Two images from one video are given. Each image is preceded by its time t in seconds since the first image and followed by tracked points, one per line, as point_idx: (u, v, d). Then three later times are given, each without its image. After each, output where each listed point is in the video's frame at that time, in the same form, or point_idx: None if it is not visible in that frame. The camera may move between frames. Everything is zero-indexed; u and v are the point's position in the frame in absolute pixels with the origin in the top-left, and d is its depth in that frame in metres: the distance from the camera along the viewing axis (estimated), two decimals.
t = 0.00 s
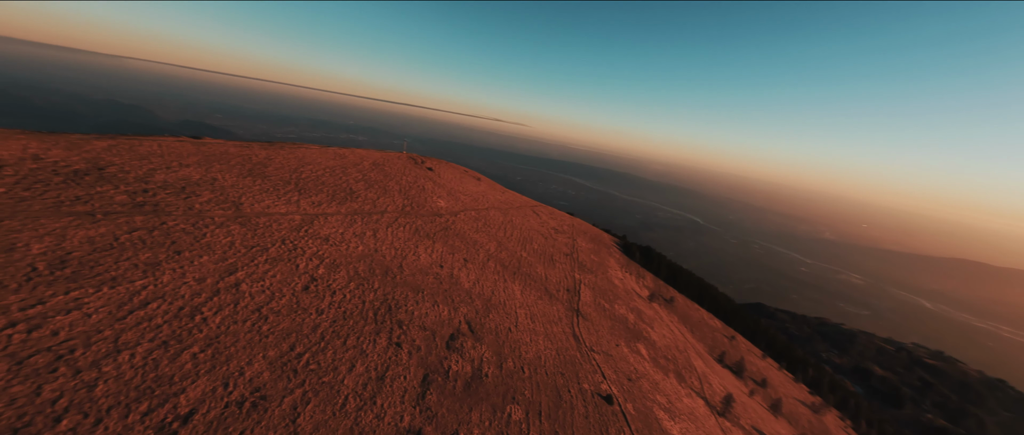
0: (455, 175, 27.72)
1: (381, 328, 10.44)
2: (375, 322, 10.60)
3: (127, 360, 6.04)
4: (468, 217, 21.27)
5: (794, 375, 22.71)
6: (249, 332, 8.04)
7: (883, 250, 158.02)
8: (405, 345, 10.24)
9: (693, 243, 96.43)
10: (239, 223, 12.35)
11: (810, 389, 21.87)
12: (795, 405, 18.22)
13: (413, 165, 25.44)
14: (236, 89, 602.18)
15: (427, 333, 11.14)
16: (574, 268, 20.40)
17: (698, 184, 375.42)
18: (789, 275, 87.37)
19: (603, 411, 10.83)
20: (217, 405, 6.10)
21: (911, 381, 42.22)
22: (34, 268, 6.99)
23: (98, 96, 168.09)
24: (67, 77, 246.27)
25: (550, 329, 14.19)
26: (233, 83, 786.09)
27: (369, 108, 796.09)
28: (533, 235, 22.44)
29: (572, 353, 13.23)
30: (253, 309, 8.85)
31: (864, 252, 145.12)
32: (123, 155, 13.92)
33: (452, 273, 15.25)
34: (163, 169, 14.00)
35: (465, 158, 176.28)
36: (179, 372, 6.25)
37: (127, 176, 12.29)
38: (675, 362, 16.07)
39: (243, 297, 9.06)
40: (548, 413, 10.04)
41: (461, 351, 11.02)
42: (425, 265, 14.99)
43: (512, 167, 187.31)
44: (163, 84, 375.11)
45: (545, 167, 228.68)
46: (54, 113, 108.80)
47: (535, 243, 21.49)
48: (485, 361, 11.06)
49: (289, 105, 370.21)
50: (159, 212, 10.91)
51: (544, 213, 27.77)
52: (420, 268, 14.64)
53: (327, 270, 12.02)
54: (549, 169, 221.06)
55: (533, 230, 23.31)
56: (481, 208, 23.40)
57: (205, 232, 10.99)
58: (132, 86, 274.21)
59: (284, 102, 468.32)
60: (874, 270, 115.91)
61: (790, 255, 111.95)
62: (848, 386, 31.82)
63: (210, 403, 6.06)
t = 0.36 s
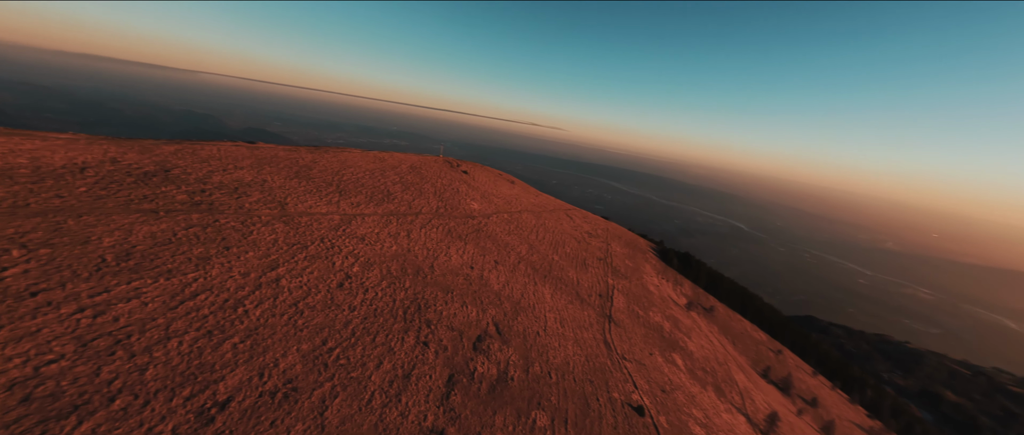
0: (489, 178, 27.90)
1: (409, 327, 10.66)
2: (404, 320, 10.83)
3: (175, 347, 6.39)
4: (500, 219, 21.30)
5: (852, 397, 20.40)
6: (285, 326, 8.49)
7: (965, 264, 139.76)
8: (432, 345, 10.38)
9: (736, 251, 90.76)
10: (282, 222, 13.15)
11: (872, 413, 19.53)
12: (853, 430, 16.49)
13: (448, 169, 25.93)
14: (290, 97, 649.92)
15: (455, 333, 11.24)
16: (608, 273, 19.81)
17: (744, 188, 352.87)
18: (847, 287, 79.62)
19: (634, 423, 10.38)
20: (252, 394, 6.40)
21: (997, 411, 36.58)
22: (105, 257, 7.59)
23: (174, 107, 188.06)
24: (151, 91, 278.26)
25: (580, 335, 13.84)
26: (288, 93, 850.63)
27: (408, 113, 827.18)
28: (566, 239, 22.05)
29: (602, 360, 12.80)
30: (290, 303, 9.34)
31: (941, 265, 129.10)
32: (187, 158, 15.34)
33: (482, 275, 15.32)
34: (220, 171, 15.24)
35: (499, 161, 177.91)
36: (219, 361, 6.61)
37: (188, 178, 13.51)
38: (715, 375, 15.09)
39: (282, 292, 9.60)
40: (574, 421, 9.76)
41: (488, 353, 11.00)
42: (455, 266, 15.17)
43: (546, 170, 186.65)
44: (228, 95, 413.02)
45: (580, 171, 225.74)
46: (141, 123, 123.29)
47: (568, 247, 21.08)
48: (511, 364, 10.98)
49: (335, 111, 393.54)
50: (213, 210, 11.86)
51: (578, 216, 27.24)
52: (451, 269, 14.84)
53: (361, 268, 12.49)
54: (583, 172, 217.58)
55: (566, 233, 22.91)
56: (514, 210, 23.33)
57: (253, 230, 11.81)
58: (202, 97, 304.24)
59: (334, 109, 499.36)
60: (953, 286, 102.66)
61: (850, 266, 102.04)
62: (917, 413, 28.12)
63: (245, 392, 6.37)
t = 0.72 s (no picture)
0: (522, 181, 27.76)
1: (436, 327, 10.80)
2: (431, 321, 10.98)
3: (214, 339, 6.79)
4: (532, 222, 21.08)
5: (923, 424, 18.05)
6: (317, 321, 8.86)
7: None
8: (457, 346, 10.44)
9: (785, 260, 84.36)
10: (321, 221, 13.82)
11: None
12: None
13: (481, 172, 26.10)
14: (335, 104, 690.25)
15: (481, 335, 11.24)
16: (642, 279, 19.04)
17: (795, 193, 327.10)
18: (917, 304, 71.35)
19: None
20: (282, 386, 6.71)
21: None
22: (162, 252, 8.23)
23: (235, 115, 206.11)
24: (216, 100, 306.69)
25: (610, 343, 13.38)
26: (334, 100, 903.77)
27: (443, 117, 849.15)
28: (598, 243, 21.45)
29: (633, 371, 12.28)
30: (323, 300, 9.75)
31: None
32: (240, 161, 16.59)
33: (511, 278, 15.21)
34: (268, 174, 16.33)
35: (532, 164, 177.38)
36: (255, 353, 7.00)
37: (240, 179, 14.59)
38: (759, 393, 14.00)
39: (316, 288, 10.07)
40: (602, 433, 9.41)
41: (513, 357, 10.90)
42: (485, 268, 15.17)
43: (579, 173, 184.50)
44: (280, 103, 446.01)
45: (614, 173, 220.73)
46: (207, 131, 135.92)
47: (600, 251, 20.47)
48: (537, 369, 10.80)
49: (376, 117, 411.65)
50: (258, 210, 12.68)
51: (612, 220, 26.42)
52: (480, 271, 14.88)
53: (392, 268, 12.85)
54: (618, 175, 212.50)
55: (599, 237, 22.27)
56: (546, 213, 23.02)
57: (294, 228, 12.51)
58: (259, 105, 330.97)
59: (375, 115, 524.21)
60: None
61: (920, 280, 91.44)
62: None
63: (277, 383, 6.69)
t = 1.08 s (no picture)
0: (555, 183, 27.28)
1: (462, 329, 10.81)
2: (457, 323, 11.00)
3: (251, 332, 7.15)
4: (564, 225, 20.65)
5: None
6: (347, 318, 9.14)
7: None
8: (482, 349, 10.37)
9: (842, 271, 77.12)
10: (355, 222, 14.36)
11: None
12: None
13: (513, 175, 25.94)
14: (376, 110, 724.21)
15: (506, 339, 11.12)
16: (679, 287, 18.05)
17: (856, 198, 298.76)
18: (1007, 325, 62.39)
19: None
20: (311, 381, 6.94)
21: None
22: (210, 247, 8.82)
23: (287, 122, 221.85)
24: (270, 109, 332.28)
25: (642, 353, 12.76)
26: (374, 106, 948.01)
27: (477, 121, 863.41)
28: (633, 248, 20.59)
29: (667, 383, 11.61)
30: (354, 298, 10.06)
31: None
32: (286, 164, 17.67)
33: (540, 281, 14.96)
34: (310, 176, 17.26)
35: (565, 167, 175.37)
36: (287, 347, 7.31)
37: (284, 181, 15.52)
38: (811, 415, 12.75)
39: (348, 286, 10.42)
40: None
41: (539, 363, 10.66)
42: (514, 271, 15.03)
43: (614, 176, 180.29)
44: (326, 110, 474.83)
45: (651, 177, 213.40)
46: (262, 137, 147.17)
47: (635, 257, 19.63)
48: (564, 376, 10.49)
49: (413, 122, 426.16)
50: (299, 210, 13.39)
51: (648, 224, 25.31)
52: (508, 274, 14.75)
53: (421, 268, 13.05)
54: (655, 179, 205.13)
55: (634, 242, 21.38)
56: (578, 217, 22.42)
57: (330, 228, 13.06)
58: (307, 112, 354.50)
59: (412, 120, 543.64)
60: None
61: (1011, 298, 79.92)
62: None
63: (306, 378, 6.93)
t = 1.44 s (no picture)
0: (588, 186, 26.57)
1: (487, 332, 10.73)
2: (483, 326, 10.93)
3: (283, 326, 7.46)
4: (597, 229, 20.03)
5: None
6: (375, 317, 9.34)
7: None
8: (507, 353, 10.21)
9: (913, 285, 69.18)
10: (388, 223, 14.77)
11: None
12: None
13: (546, 177, 25.56)
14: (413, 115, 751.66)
15: (532, 344, 10.89)
16: (720, 297, 16.91)
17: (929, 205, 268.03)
18: None
19: None
20: (337, 377, 7.11)
21: None
22: (252, 245, 9.36)
23: (332, 128, 235.54)
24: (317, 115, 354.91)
25: (678, 365, 12.02)
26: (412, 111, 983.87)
27: (510, 125, 869.22)
28: (670, 254, 19.56)
29: (705, 400, 10.82)
30: (382, 297, 10.28)
31: None
32: (327, 167, 18.57)
33: (570, 286, 14.55)
34: (348, 178, 18.00)
35: (600, 169, 171.61)
36: (316, 342, 7.55)
37: (323, 183, 16.31)
38: None
39: (377, 285, 10.68)
40: None
41: (566, 370, 10.33)
42: (543, 275, 14.74)
43: (651, 179, 174.42)
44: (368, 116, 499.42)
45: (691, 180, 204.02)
46: (310, 142, 157.03)
47: (672, 263, 18.64)
48: (592, 386, 10.09)
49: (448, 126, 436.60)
50: (335, 210, 13.97)
51: (687, 229, 24.01)
52: (537, 278, 14.48)
53: (449, 270, 13.14)
54: (695, 182, 195.89)
55: (671, 248, 20.32)
56: (612, 221, 21.65)
57: (362, 229, 13.49)
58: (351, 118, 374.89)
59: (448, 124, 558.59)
60: None
61: None
62: None
63: (332, 374, 7.11)
